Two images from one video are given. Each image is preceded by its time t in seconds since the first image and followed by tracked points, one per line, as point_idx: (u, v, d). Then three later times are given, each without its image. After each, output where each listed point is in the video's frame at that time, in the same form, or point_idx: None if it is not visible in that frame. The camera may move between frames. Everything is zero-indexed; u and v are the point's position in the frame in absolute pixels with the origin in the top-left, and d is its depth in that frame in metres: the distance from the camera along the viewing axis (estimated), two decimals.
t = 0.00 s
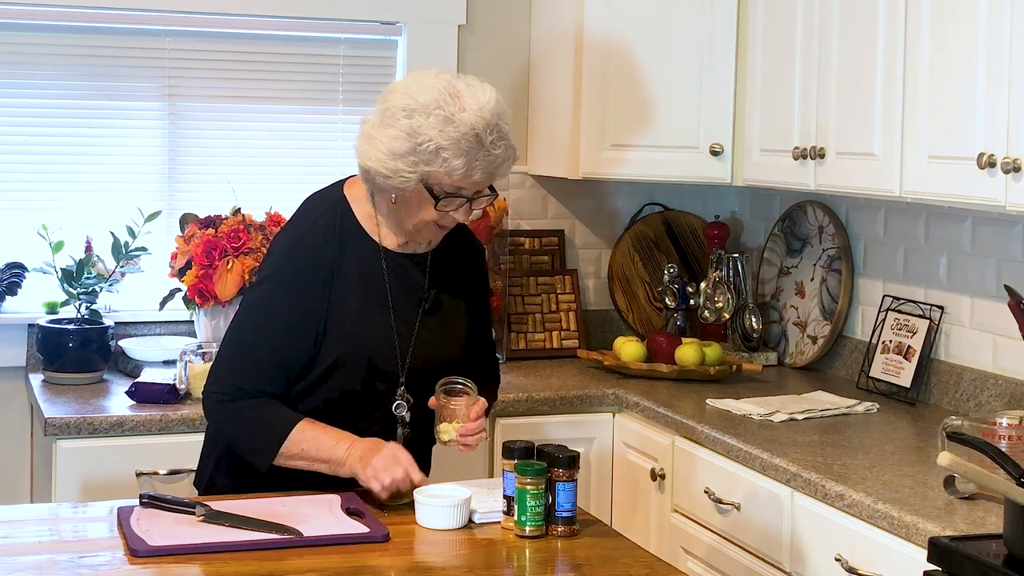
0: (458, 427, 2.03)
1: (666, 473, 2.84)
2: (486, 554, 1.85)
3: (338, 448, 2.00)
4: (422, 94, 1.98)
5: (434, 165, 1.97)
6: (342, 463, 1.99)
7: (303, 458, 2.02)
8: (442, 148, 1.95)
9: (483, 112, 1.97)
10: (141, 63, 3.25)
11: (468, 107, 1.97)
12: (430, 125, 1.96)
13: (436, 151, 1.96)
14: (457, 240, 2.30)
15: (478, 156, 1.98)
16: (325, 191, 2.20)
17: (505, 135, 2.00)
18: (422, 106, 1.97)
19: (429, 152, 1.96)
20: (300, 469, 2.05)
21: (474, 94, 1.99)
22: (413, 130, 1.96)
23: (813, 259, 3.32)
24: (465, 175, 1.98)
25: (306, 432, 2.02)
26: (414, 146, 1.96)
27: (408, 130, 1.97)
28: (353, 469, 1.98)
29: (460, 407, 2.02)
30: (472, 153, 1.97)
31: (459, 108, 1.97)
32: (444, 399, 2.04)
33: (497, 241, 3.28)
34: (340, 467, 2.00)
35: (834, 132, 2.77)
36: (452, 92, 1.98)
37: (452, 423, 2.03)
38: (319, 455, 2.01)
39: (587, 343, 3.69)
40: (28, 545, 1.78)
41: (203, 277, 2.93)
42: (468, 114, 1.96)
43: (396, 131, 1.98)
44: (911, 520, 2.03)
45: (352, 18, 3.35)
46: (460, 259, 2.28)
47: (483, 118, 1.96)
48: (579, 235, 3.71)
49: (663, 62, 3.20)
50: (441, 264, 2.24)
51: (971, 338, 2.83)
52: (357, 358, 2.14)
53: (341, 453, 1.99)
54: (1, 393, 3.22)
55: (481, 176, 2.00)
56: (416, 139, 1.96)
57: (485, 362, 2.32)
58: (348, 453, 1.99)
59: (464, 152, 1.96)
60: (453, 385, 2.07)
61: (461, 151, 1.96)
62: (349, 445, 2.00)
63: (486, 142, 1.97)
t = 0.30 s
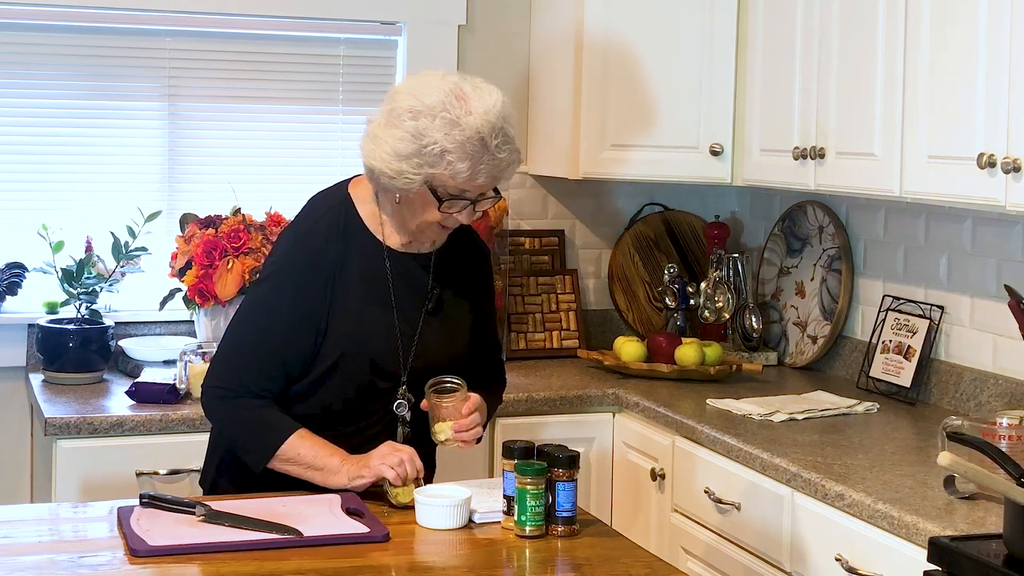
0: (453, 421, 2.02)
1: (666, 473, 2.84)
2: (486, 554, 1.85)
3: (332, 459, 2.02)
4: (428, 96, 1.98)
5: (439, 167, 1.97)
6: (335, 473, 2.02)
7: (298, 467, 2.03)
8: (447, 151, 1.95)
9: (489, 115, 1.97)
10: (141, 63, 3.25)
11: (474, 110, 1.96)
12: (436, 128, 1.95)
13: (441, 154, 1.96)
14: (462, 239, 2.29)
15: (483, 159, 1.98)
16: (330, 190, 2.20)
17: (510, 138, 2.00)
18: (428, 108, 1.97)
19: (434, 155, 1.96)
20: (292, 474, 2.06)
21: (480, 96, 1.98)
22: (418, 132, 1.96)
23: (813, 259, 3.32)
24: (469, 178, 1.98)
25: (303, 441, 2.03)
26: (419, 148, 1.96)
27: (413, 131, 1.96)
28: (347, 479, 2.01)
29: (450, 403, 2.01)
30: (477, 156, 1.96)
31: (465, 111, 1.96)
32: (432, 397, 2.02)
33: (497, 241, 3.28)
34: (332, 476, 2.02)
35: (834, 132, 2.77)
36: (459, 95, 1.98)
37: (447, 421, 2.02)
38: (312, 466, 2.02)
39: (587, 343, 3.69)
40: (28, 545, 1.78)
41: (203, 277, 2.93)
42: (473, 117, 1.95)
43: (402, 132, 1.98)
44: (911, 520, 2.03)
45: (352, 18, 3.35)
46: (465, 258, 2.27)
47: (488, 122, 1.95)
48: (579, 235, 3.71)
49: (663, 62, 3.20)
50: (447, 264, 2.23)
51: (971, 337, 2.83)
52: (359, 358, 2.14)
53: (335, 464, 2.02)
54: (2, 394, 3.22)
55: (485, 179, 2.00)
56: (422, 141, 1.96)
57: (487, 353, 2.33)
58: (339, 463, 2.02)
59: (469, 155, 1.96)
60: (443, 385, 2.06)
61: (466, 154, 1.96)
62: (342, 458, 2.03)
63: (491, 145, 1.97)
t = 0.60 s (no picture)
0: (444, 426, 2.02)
1: (665, 473, 2.84)
2: (486, 554, 1.85)
3: (329, 459, 2.05)
4: (430, 97, 1.96)
5: (440, 169, 1.95)
6: (331, 474, 2.05)
7: (295, 467, 2.05)
8: (449, 153, 1.93)
9: (491, 117, 1.95)
10: (141, 63, 3.25)
11: (476, 111, 1.94)
12: (437, 130, 1.93)
13: (442, 156, 1.94)
14: (467, 240, 2.27)
15: (484, 161, 1.96)
16: (335, 190, 2.20)
17: (512, 140, 1.98)
18: (430, 110, 1.95)
19: (435, 156, 1.94)
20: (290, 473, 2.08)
21: (482, 98, 1.96)
22: (420, 133, 1.94)
23: (813, 259, 3.32)
24: (470, 180, 1.96)
25: (301, 441, 2.05)
26: (421, 149, 1.94)
27: (415, 133, 1.95)
28: (343, 480, 2.04)
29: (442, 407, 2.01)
30: (478, 158, 1.94)
31: (467, 113, 1.94)
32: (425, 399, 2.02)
33: (497, 241, 3.31)
34: (328, 477, 2.05)
35: (834, 132, 2.77)
36: (461, 96, 1.96)
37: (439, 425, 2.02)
38: (310, 466, 2.04)
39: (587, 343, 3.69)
40: (28, 545, 1.78)
41: (204, 277, 2.93)
42: (475, 119, 1.93)
43: (404, 133, 1.96)
44: (911, 520, 2.03)
45: (352, 18, 3.35)
46: (469, 260, 2.25)
47: (490, 124, 1.93)
48: (579, 235, 3.71)
49: (663, 61, 3.20)
50: (451, 266, 2.21)
51: (971, 337, 2.83)
52: (359, 358, 2.14)
53: (331, 465, 2.05)
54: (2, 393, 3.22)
55: (487, 181, 1.98)
56: (423, 142, 1.94)
57: (491, 358, 2.30)
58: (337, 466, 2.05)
59: (470, 158, 1.94)
60: (434, 388, 2.06)
61: (467, 156, 1.94)
62: (337, 458, 2.06)
63: (493, 147, 1.95)
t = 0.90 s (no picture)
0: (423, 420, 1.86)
1: (666, 473, 2.84)
2: (487, 554, 1.85)
3: (319, 414, 1.97)
4: (409, 91, 1.94)
5: (422, 162, 1.93)
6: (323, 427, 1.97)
7: (287, 430, 1.99)
8: (430, 146, 1.92)
9: (471, 109, 1.93)
10: (141, 63, 3.25)
11: (456, 104, 1.93)
12: (418, 123, 1.92)
13: (424, 149, 1.92)
14: (455, 238, 2.23)
15: (467, 153, 1.94)
16: (319, 189, 2.17)
17: (494, 132, 1.96)
18: (410, 104, 1.93)
19: (417, 150, 1.92)
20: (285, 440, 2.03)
21: (462, 90, 1.94)
22: (401, 127, 1.92)
23: (813, 259, 3.32)
24: (453, 172, 1.95)
25: (286, 402, 1.99)
26: (402, 144, 1.92)
27: (396, 127, 1.93)
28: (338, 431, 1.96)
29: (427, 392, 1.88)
30: (461, 150, 1.93)
31: (448, 105, 1.93)
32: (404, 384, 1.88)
33: (497, 241, 3.27)
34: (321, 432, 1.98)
35: (834, 132, 2.77)
36: (441, 89, 1.94)
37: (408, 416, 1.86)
38: (300, 425, 1.98)
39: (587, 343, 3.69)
40: (28, 545, 1.78)
41: (203, 277, 2.93)
42: (456, 111, 1.92)
43: (385, 128, 1.94)
44: (911, 520, 2.03)
45: (353, 19, 3.35)
46: (458, 256, 2.20)
47: (471, 115, 1.91)
48: (579, 235, 3.70)
49: (663, 61, 3.20)
50: (439, 262, 2.17)
51: (971, 337, 2.83)
52: (342, 354, 2.11)
53: (324, 417, 1.97)
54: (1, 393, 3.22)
55: (470, 173, 1.96)
56: (404, 136, 1.92)
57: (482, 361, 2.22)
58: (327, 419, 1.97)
59: (452, 150, 1.92)
60: (412, 379, 1.91)
61: (449, 148, 1.92)
62: (329, 409, 1.98)
63: (475, 139, 1.93)
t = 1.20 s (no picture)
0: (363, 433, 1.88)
1: (666, 473, 2.84)
2: (487, 554, 1.85)
3: (275, 421, 1.94)
4: (352, 81, 1.86)
5: (373, 152, 1.86)
6: (281, 437, 1.93)
7: (244, 437, 1.95)
8: (380, 134, 1.85)
9: (417, 94, 1.86)
10: (141, 63, 3.25)
11: (401, 90, 1.86)
12: (364, 112, 1.84)
13: (374, 138, 1.85)
14: (407, 230, 2.18)
15: (416, 139, 1.87)
16: (265, 189, 2.13)
17: (440, 114, 1.90)
18: (353, 93, 1.85)
19: (366, 140, 1.85)
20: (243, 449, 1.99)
21: (404, 74, 1.88)
22: (347, 118, 1.85)
23: (813, 259, 3.32)
24: (405, 159, 1.88)
25: (242, 411, 1.95)
26: (350, 135, 1.85)
27: (342, 119, 1.85)
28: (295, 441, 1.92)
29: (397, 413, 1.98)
30: (410, 136, 1.86)
31: (392, 91, 1.86)
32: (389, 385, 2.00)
33: (497, 241, 3.27)
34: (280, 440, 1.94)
35: (834, 132, 2.77)
36: (383, 76, 1.86)
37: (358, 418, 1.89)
38: (258, 432, 1.94)
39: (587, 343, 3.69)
40: (28, 545, 1.78)
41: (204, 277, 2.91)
42: (401, 97, 1.85)
43: (330, 121, 1.87)
44: (910, 520, 2.03)
45: (353, 19, 3.35)
46: (411, 248, 2.16)
47: (417, 100, 1.85)
48: (579, 235, 3.70)
49: (663, 61, 3.21)
50: (393, 254, 2.12)
51: (971, 337, 2.83)
52: (299, 351, 2.06)
53: (281, 425, 1.93)
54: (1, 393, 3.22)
55: (421, 158, 1.90)
56: (352, 127, 1.85)
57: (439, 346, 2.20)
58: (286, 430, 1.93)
59: (402, 136, 1.85)
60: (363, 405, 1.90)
61: (399, 135, 1.85)
62: (286, 415, 1.94)
63: (422, 123, 1.87)
